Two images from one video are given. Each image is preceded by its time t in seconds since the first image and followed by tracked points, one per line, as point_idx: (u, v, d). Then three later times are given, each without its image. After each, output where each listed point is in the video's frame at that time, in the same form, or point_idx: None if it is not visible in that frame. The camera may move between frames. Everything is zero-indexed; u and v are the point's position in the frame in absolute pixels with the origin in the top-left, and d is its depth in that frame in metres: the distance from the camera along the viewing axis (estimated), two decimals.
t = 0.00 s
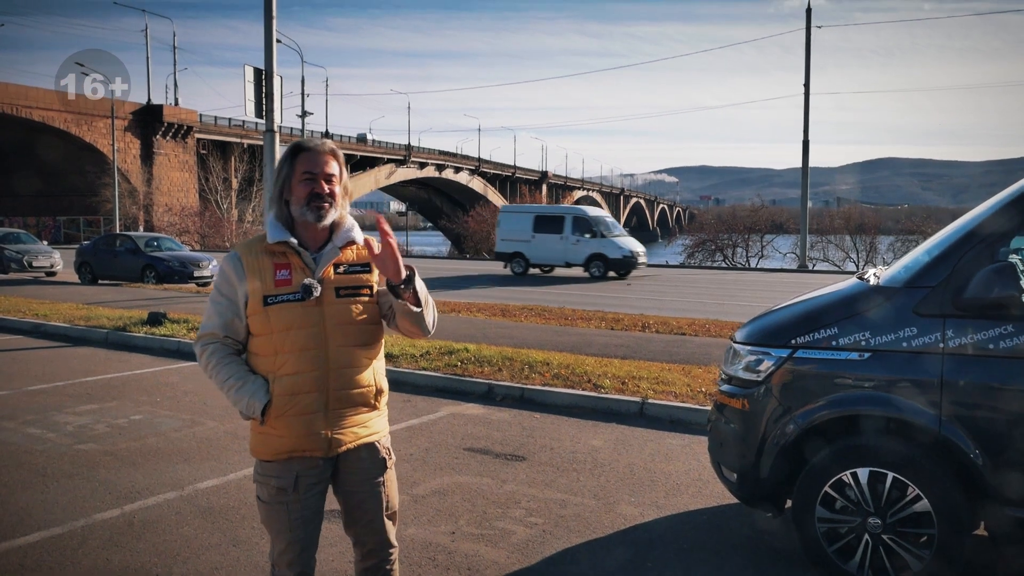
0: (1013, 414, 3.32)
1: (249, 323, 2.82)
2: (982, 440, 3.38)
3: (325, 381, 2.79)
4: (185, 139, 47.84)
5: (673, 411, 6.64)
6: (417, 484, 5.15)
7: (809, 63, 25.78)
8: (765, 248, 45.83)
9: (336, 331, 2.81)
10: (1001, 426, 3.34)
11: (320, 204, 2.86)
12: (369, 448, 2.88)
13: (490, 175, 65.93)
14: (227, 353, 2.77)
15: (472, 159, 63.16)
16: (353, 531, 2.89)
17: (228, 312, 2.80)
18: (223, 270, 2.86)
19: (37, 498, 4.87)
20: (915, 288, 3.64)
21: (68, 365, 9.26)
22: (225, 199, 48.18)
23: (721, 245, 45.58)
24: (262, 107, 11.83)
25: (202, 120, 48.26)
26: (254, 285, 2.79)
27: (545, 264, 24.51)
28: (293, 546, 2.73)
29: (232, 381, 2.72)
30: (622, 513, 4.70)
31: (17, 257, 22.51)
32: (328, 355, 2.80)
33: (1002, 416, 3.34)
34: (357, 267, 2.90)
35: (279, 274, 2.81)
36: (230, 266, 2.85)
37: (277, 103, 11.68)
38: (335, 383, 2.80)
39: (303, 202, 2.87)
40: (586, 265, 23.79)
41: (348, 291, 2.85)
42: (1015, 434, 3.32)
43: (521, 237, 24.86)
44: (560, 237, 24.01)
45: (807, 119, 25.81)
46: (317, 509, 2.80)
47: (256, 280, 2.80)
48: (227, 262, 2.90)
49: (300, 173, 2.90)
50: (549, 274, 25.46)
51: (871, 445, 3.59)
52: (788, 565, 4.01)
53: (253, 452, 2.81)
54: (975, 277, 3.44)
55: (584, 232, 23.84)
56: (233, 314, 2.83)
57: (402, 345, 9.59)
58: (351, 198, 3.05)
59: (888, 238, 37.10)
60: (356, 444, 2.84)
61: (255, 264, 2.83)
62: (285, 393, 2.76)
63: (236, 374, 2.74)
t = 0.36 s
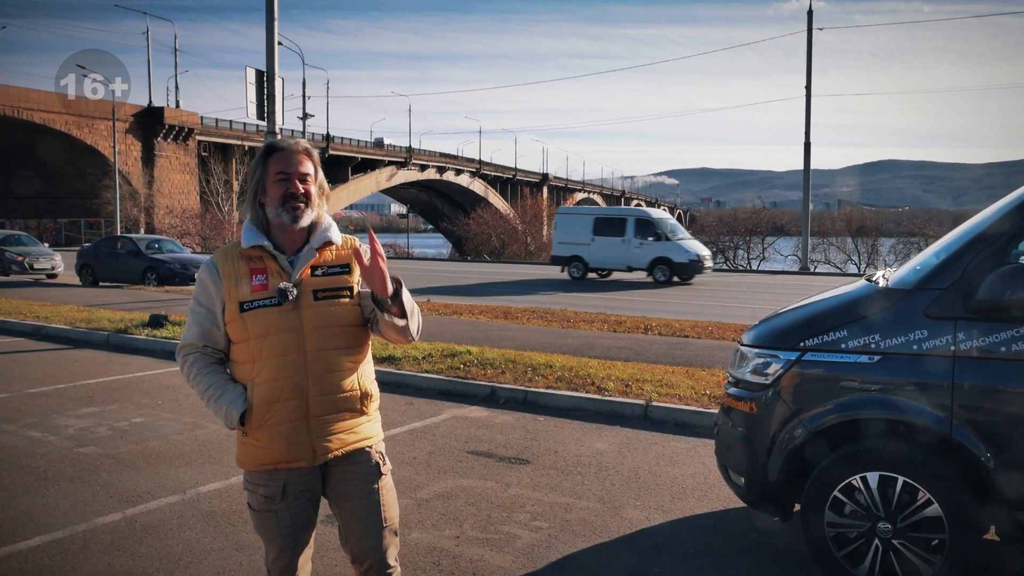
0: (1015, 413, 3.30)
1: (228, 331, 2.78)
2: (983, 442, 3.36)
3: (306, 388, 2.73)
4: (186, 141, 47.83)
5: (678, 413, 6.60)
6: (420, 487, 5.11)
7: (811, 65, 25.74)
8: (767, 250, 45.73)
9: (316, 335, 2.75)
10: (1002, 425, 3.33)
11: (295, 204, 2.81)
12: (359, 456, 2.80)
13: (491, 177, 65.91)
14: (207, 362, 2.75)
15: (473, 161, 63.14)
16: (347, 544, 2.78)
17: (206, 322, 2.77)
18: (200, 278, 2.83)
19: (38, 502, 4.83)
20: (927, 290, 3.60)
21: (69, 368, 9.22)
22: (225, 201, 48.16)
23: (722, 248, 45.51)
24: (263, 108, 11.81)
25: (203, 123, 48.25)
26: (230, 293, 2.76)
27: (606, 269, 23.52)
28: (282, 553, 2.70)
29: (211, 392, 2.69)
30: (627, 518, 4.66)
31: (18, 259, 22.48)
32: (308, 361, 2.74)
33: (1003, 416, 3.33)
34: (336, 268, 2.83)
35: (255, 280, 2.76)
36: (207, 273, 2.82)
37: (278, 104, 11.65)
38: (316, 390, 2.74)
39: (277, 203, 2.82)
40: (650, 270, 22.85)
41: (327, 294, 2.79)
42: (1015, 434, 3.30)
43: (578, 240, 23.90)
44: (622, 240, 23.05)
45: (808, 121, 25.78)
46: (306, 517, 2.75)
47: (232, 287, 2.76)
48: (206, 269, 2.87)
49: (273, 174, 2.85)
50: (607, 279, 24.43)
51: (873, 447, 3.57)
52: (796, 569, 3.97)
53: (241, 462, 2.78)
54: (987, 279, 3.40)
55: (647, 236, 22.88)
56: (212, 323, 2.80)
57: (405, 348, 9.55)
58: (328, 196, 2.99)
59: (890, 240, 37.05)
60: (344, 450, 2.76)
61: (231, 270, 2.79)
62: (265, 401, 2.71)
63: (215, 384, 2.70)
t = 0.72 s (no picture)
0: (1015, 413, 3.30)
1: (229, 333, 2.75)
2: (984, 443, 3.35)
3: (303, 394, 2.67)
4: (186, 141, 47.79)
5: (682, 414, 6.58)
6: (422, 488, 5.09)
7: (812, 65, 25.74)
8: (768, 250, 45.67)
9: (314, 341, 2.68)
10: (1002, 426, 3.32)
11: (293, 204, 2.75)
12: (361, 461, 2.74)
13: (491, 177, 65.88)
14: (209, 366, 2.74)
15: (474, 161, 63.10)
16: (342, 553, 2.72)
17: (207, 324, 2.75)
18: (204, 279, 2.81)
19: (40, 503, 4.81)
20: (936, 290, 3.57)
21: (70, 368, 9.20)
22: (226, 201, 48.11)
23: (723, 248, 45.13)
24: (265, 108, 11.78)
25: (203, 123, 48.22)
26: (230, 295, 2.72)
27: (661, 271, 22.66)
28: (282, 557, 2.69)
29: (211, 395, 2.69)
30: (632, 518, 4.64)
31: (19, 259, 22.48)
32: (306, 366, 2.68)
33: (1003, 417, 3.32)
34: (339, 269, 2.75)
35: (255, 283, 2.71)
36: (210, 276, 2.79)
37: (280, 104, 11.63)
38: (314, 397, 2.67)
39: (276, 203, 2.76)
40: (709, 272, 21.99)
41: (328, 298, 2.71)
42: (1015, 435, 3.30)
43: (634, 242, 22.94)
44: (681, 241, 22.17)
45: (810, 121, 25.74)
46: (306, 521, 2.73)
47: (232, 289, 2.72)
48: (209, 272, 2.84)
49: (270, 173, 2.79)
50: (660, 280, 23.53)
51: (879, 448, 3.55)
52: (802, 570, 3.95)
53: (243, 465, 2.76)
54: (997, 278, 3.38)
55: (706, 237, 22.02)
56: (213, 325, 2.77)
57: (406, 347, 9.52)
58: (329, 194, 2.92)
59: (891, 239, 37.03)
60: (344, 457, 2.71)
61: (232, 273, 2.75)
62: (263, 407, 2.67)
63: (215, 387, 2.70)
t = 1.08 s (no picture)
0: (1015, 413, 3.29)
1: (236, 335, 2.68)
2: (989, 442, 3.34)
3: (299, 407, 2.53)
4: (173, 141, 47.48)
5: (673, 414, 6.58)
6: (413, 490, 5.06)
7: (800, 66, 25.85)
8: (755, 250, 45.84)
9: (313, 351, 2.53)
10: (1002, 425, 3.31)
11: (313, 206, 2.67)
12: (361, 482, 2.56)
13: (480, 177, 65.86)
14: (217, 366, 2.70)
15: (462, 162, 63.03)
16: None
17: (218, 323, 2.72)
18: (220, 277, 2.76)
19: (27, 507, 4.74)
20: (930, 290, 3.57)
21: (56, 370, 9.10)
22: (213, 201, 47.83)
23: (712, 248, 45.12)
24: (253, 108, 11.70)
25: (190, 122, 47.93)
26: (239, 295, 2.65)
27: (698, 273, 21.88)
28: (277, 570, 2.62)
29: (214, 397, 2.65)
30: (625, 519, 4.62)
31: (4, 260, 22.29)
32: (303, 377, 2.53)
33: (1002, 417, 3.31)
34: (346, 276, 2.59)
35: (265, 285, 2.63)
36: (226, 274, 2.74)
37: (269, 103, 11.56)
38: (310, 410, 2.52)
39: (295, 204, 2.68)
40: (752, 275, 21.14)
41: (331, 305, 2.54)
42: (1014, 435, 3.30)
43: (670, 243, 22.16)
44: (721, 241, 21.43)
45: (797, 122, 25.88)
46: (302, 536, 2.63)
47: (242, 289, 2.66)
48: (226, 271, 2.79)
49: (294, 172, 2.72)
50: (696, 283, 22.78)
51: (877, 449, 3.54)
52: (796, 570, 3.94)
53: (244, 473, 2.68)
54: (993, 278, 3.38)
55: (748, 237, 21.26)
56: (224, 324, 2.73)
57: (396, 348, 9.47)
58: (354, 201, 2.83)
59: (876, 240, 37.28)
60: (341, 476, 2.55)
61: (245, 273, 2.69)
62: (259, 416, 2.56)
63: (218, 389, 2.66)
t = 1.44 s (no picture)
0: (1015, 417, 3.31)
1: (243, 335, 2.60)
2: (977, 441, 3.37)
3: (300, 415, 2.42)
4: (146, 140, 46.88)
5: (651, 414, 6.60)
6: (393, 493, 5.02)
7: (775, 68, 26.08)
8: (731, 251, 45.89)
9: (316, 357, 2.41)
10: (1002, 427, 3.33)
11: (327, 203, 2.56)
12: (360, 497, 2.45)
13: (457, 177, 65.73)
14: (226, 364, 2.63)
15: (438, 162, 62.85)
16: None
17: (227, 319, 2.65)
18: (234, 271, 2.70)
19: None
20: (905, 290, 3.62)
21: (26, 371, 8.95)
22: (186, 201, 47.30)
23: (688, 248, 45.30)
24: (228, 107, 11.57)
25: (163, 121, 47.35)
26: (247, 293, 2.56)
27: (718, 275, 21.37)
28: None
29: (219, 398, 2.57)
30: (605, 519, 4.62)
31: None
32: (305, 385, 2.42)
33: (1003, 419, 3.32)
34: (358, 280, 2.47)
35: (273, 283, 2.54)
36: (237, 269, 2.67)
37: (244, 103, 11.43)
38: (311, 419, 2.41)
39: (310, 200, 2.58)
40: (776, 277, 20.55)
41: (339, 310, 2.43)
42: (1014, 437, 3.31)
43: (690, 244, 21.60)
44: (742, 242, 20.79)
45: (771, 123, 26.13)
46: (294, 553, 2.50)
47: (250, 286, 2.57)
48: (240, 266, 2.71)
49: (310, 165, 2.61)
50: (715, 286, 22.15)
51: (863, 447, 3.56)
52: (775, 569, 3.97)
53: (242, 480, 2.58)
54: (967, 278, 3.43)
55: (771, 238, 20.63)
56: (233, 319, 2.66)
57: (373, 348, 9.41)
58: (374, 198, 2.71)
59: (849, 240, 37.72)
60: (340, 490, 2.43)
61: (255, 269, 2.61)
62: (259, 422, 2.46)
63: (224, 390, 2.58)
